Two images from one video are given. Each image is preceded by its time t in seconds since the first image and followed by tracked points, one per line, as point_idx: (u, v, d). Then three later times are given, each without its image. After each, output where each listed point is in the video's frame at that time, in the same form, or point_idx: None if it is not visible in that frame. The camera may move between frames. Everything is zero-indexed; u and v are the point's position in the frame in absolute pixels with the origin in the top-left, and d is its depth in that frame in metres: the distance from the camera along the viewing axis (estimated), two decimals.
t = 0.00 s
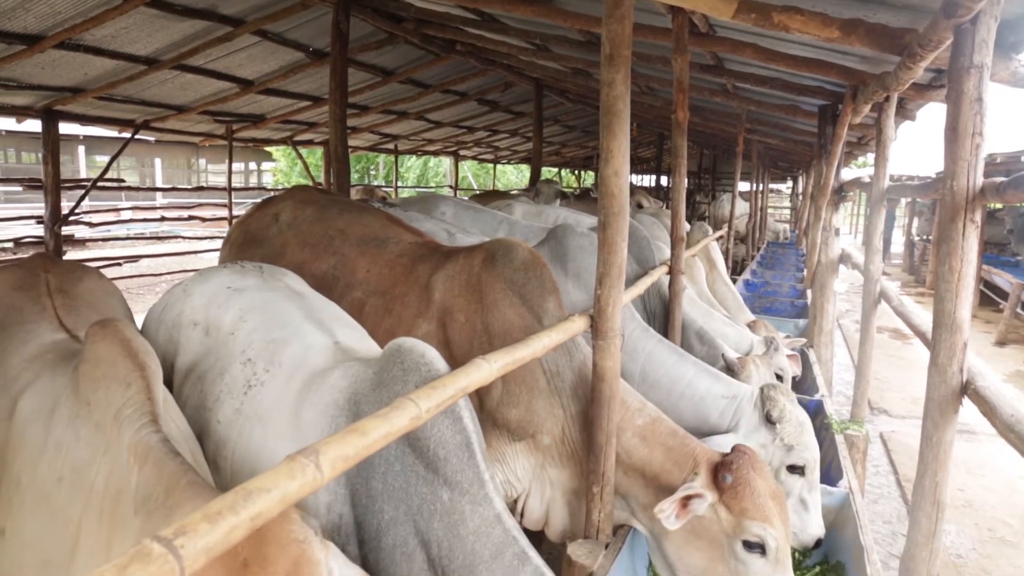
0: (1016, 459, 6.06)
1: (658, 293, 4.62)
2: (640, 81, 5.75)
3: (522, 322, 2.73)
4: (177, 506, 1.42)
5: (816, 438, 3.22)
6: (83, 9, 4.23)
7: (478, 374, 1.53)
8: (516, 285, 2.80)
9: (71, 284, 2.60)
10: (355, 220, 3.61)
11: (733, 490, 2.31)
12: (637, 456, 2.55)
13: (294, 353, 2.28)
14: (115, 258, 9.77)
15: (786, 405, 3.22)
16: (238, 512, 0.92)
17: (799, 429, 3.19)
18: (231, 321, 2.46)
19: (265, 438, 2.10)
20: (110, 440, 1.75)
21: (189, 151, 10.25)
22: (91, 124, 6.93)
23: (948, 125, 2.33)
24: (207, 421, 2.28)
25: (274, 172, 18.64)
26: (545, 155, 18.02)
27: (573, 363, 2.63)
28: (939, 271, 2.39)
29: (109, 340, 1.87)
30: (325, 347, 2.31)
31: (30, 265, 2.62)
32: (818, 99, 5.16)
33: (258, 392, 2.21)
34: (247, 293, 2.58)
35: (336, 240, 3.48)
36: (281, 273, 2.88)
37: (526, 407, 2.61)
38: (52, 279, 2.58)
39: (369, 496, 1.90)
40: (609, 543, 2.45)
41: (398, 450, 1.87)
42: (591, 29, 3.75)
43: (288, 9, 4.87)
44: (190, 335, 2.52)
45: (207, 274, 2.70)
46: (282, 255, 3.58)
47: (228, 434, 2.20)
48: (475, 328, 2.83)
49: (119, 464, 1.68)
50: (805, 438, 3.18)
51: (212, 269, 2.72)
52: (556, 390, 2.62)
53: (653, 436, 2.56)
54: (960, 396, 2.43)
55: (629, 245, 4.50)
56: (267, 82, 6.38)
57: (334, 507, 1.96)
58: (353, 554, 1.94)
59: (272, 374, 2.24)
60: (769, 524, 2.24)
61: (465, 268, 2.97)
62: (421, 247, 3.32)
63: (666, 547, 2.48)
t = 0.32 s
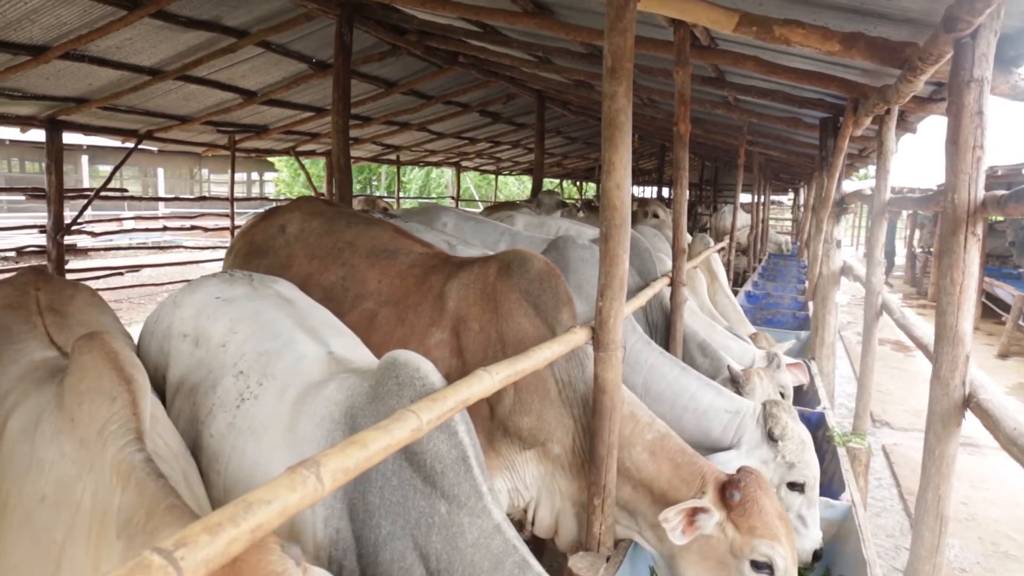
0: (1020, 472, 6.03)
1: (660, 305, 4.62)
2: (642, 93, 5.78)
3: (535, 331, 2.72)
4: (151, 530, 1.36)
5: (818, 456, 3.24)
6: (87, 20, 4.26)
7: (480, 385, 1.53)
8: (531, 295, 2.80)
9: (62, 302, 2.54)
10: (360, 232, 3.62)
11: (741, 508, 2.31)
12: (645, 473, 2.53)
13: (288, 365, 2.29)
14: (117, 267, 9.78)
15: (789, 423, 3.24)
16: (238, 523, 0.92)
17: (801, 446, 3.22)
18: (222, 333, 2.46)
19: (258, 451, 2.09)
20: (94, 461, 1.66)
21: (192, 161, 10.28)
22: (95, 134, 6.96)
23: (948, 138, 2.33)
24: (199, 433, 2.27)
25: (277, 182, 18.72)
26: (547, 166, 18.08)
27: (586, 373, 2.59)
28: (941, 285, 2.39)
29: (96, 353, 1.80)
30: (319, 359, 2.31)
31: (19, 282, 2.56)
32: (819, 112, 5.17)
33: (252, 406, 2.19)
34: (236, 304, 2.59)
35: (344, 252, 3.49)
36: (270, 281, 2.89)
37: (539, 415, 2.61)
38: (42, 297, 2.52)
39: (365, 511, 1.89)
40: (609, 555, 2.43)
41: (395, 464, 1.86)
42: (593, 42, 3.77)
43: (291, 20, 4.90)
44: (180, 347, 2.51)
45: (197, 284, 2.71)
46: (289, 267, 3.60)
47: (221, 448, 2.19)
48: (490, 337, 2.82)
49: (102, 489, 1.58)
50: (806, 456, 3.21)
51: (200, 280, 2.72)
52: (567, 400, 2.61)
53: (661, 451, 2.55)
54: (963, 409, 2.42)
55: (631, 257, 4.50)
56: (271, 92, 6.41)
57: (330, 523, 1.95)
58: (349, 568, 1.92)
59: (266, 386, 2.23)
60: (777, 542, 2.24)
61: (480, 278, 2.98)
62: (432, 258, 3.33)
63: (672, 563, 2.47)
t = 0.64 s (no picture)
0: None
1: (661, 318, 4.61)
2: (643, 107, 5.80)
3: (544, 342, 2.73)
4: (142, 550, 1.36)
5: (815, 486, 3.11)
6: (93, 32, 4.29)
7: (481, 399, 1.52)
8: (540, 306, 2.81)
9: (66, 316, 2.54)
10: (363, 244, 3.63)
11: (753, 506, 2.32)
12: (654, 476, 2.53)
13: (291, 373, 2.29)
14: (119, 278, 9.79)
15: (789, 450, 3.15)
16: (238, 537, 0.91)
17: (799, 475, 3.09)
18: (226, 340, 2.46)
19: (260, 459, 2.08)
20: (84, 480, 1.62)
21: (194, 173, 10.31)
22: (98, 146, 6.99)
23: (949, 154, 2.33)
24: (201, 440, 2.26)
25: (279, 194, 18.78)
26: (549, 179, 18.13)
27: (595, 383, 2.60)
28: (942, 299, 2.39)
29: (90, 368, 1.79)
30: (323, 367, 2.32)
31: (23, 295, 2.58)
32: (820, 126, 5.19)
33: (255, 414, 2.19)
34: (240, 312, 2.59)
35: (347, 265, 3.50)
36: (273, 289, 2.91)
37: (546, 425, 2.63)
38: (47, 310, 2.52)
39: (366, 520, 1.87)
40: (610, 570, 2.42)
41: (397, 473, 1.86)
42: (595, 56, 3.79)
43: (295, 33, 4.93)
44: (183, 354, 2.52)
45: (201, 292, 2.72)
46: (292, 279, 3.61)
47: (223, 455, 2.18)
48: (498, 348, 2.82)
49: (93, 510, 1.54)
50: (803, 486, 3.08)
51: (203, 288, 2.73)
52: (574, 410, 2.62)
53: (669, 455, 2.55)
54: (965, 424, 2.42)
55: (632, 270, 4.52)
56: (274, 105, 6.44)
57: (331, 531, 1.93)
58: None
59: (270, 395, 2.23)
60: (790, 539, 2.24)
61: (488, 288, 2.98)
62: (437, 268, 3.33)
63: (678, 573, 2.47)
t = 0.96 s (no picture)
0: None
1: (663, 331, 4.62)
2: (644, 119, 5.82)
3: (546, 352, 2.72)
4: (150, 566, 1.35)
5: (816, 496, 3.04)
6: (97, 44, 4.32)
7: (482, 411, 1.52)
8: (542, 316, 2.81)
9: (76, 329, 2.53)
10: (365, 255, 3.63)
11: (763, 509, 2.34)
12: (658, 482, 2.51)
13: (295, 381, 2.29)
14: (120, 288, 9.81)
15: (787, 461, 3.11)
16: (238, 549, 0.91)
17: (799, 485, 3.04)
18: (230, 350, 2.47)
19: (265, 467, 2.07)
20: (84, 500, 1.60)
21: (197, 184, 10.35)
22: (101, 156, 7.01)
23: (951, 167, 2.33)
24: (205, 449, 2.25)
25: (280, 206, 18.84)
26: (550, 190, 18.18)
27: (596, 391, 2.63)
28: (944, 313, 2.38)
29: (88, 385, 1.78)
30: (326, 375, 2.31)
31: (34, 309, 2.59)
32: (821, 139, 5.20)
33: (260, 422, 2.18)
34: (242, 322, 2.60)
35: (350, 275, 3.50)
36: (274, 296, 2.93)
37: (548, 434, 2.63)
38: (57, 323, 2.53)
39: (372, 526, 1.86)
40: None
41: (403, 480, 1.85)
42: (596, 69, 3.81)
43: (298, 44, 4.96)
44: (187, 364, 2.52)
45: (203, 302, 2.73)
46: (294, 289, 3.62)
47: (228, 463, 2.17)
48: (501, 358, 2.81)
49: (92, 529, 1.53)
50: (804, 495, 3.01)
51: (205, 297, 2.74)
52: (576, 419, 2.63)
53: (673, 459, 2.54)
54: (968, 437, 2.41)
55: (636, 282, 4.54)
56: (276, 116, 6.47)
57: (337, 536, 1.92)
58: None
59: (274, 403, 2.22)
60: (798, 540, 2.28)
61: (491, 298, 2.98)
62: (439, 279, 3.33)
63: None
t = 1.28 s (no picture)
0: None
1: (666, 343, 4.61)
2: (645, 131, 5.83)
3: (548, 364, 2.71)
4: None
5: (820, 503, 3.04)
6: (100, 56, 4.34)
7: (484, 423, 1.51)
8: (544, 328, 2.80)
9: (84, 339, 2.52)
10: (367, 267, 3.63)
11: (758, 527, 2.35)
12: (654, 497, 2.51)
13: (303, 390, 2.28)
14: (121, 299, 9.80)
15: (790, 469, 3.14)
16: (238, 562, 0.90)
17: (802, 492, 3.06)
18: (236, 358, 2.46)
19: (274, 475, 2.06)
20: (81, 523, 1.58)
21: (198, 195, 10.37)
22: (104, 167, 7.04)
23: (952, 180, 2.33)
24: (212, 456, 2.24)
25: (282, 217, 18.87)
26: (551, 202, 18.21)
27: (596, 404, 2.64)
28: (945, 325, 2.38)
29: (78, 408, 1.79)
30: (334, 384, 2.31)
31: (42, 321, 2.59)
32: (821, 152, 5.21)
33: (268, 430, 2.17)
34: (247, 331, 2.60)
35: (351, 287, 3.51)
36: (278, 305, 2.94)
37: (549, 446, 2.63)
38: (65, 333, 2.53)
39: (383, 534, 1.85)
40: None
41: (415, 489, 1.86)
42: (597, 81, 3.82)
43: (300, 57, 4.98)
44: (193, 372, 2.52)
45: (207, 311, 2.73)
46: (296, 300, 3.63)
47: (236, 470, 2.17)
48: (503, 369, 2.80)
49: (89, 549, 1.50)
50: (807, 503, 3.02)
51: (208, 307, 2.74)
52: (577, 430, 2.63)
53: (670, 475, 2.55)
54: (970, 451, 2.39)
55: (638, 293, 4.54)
56: (279, 127, 6.49)
57: (348, 543, 1.90)
58: None
59: (282, 411, 2.22)
60: (791, 560, 2.30)
61: (494, 310, 2.98)
62: (441, 290, 3.33)
63: None
